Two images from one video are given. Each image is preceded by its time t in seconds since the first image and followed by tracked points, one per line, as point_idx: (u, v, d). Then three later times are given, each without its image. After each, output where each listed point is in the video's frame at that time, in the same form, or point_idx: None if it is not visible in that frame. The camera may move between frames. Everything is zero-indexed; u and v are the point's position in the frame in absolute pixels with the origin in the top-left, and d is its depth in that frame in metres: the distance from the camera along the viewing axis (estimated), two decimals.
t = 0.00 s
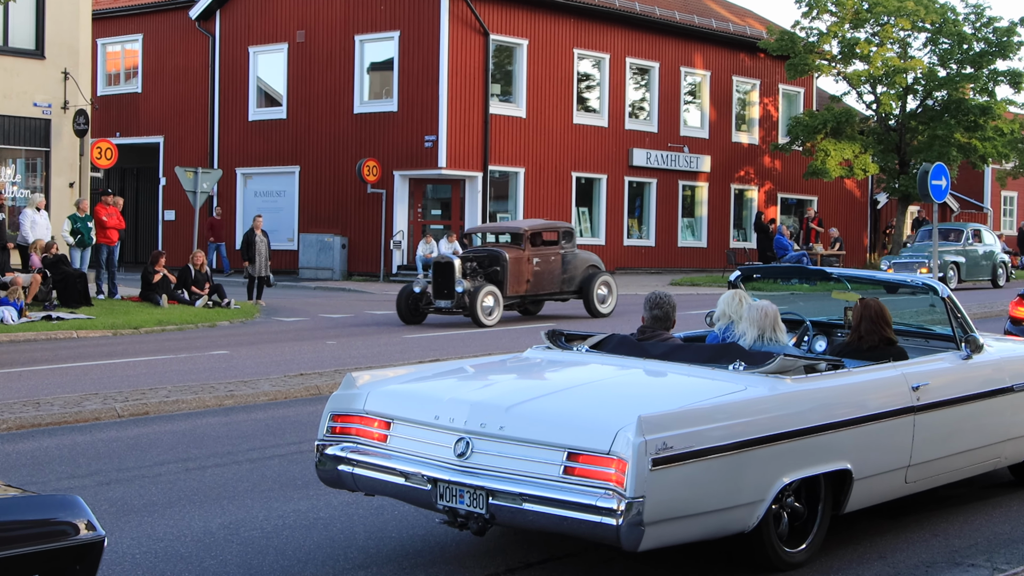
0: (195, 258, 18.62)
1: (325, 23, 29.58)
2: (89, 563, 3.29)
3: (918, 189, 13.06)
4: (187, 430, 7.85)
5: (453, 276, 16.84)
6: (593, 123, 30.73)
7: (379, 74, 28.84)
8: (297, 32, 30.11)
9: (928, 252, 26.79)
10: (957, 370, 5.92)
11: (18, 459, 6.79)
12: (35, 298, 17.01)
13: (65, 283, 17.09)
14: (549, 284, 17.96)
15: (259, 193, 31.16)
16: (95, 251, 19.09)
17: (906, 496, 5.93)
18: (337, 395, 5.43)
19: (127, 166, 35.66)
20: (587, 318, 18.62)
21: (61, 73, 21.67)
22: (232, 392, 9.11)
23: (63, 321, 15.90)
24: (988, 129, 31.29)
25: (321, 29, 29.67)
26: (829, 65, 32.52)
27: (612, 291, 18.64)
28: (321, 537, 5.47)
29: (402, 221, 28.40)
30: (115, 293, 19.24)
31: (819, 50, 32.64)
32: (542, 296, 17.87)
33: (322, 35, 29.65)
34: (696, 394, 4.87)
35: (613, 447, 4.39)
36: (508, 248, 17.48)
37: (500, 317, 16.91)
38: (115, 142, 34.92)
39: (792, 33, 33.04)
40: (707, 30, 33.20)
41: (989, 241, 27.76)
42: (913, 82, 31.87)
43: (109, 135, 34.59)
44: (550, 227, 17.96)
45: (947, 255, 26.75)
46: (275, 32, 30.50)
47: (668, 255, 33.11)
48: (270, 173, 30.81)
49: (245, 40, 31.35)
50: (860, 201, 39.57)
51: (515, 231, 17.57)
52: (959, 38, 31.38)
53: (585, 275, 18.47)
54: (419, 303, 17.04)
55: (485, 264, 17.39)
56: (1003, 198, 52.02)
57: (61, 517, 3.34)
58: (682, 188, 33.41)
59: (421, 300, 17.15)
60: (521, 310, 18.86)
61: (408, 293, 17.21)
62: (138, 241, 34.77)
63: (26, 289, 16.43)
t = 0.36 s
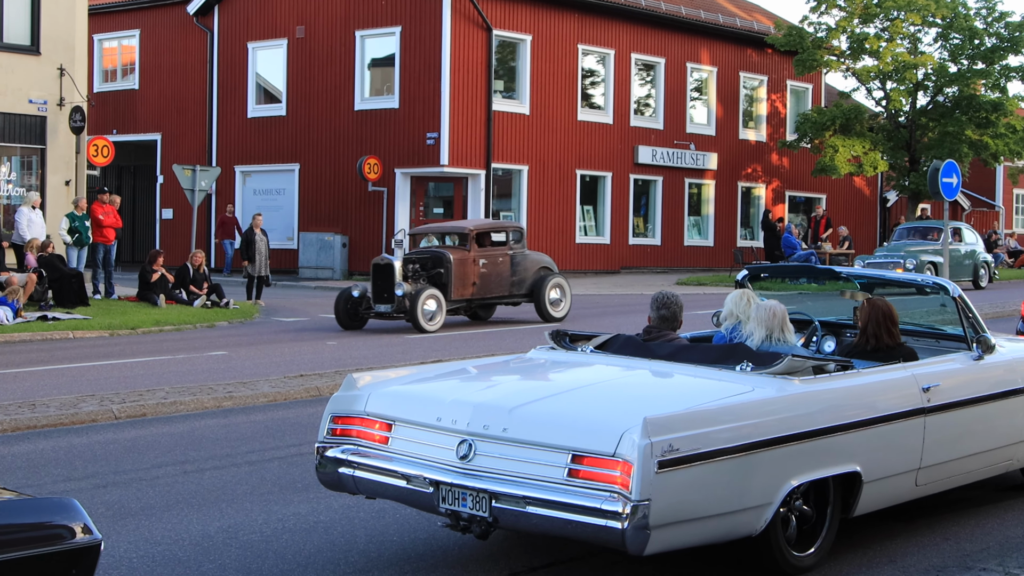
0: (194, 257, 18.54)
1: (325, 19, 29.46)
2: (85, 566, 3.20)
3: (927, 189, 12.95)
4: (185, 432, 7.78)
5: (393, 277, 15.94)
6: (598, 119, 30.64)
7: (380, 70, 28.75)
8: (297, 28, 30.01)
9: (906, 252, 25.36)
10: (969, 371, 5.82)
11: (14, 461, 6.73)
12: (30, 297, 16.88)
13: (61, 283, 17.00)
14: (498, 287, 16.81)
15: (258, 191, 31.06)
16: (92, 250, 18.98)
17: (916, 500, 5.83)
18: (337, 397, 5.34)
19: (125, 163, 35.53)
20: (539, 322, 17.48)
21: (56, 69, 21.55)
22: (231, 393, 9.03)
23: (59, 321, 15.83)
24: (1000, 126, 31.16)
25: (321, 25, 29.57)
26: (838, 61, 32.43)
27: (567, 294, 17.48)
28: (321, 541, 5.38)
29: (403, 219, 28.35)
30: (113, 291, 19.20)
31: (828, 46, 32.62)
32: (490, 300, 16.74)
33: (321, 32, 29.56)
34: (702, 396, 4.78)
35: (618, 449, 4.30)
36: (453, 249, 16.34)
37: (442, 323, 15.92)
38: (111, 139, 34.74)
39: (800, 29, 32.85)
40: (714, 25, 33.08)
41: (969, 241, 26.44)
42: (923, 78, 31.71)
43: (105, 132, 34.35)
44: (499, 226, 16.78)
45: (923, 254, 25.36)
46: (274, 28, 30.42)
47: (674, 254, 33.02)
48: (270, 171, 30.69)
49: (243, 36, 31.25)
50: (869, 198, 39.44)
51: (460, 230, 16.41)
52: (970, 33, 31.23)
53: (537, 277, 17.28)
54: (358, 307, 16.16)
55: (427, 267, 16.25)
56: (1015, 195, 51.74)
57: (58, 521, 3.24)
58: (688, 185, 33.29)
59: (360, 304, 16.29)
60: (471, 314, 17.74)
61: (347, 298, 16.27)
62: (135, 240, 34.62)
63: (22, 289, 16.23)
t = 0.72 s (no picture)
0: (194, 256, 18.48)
1: (327, 15, 29.39)
2: (84, 569, 3.12)
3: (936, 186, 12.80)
4: (185, 433, 7.72)
5: (328, 279, 15.05)
6: (603, 116, 30.54)
7: (382, 66, 28.68)
8: (298, 23, 29.94)
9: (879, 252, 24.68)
10: (980, 372, 5.74)
11: (10, 463, 6.67)
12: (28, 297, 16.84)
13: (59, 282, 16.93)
14: (442, 289, 15.96)
15: (258, 189, 31.02)
16: (90, 249, 18.89)
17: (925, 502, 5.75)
18: (339, 398, 5.26)
19: (124, 161, 35.42)
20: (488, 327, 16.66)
21: (54, 65, 21.49)
22: (231, 394, 8.97)
23: (57, 321, 15.79)
24: (1011, 122, 31.07)
25: (322, 22, 29.51)
26: (847, 56, 32.15)
27: (516, 296, 16.64)
28: (323, 543, 5.31)
29: (406, 216, 28.33)
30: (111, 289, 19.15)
31: (837, 41, 32.32)
32: (433, 303, 15.92)
33: (323, 29, 29.50)
34: (709, 396, 4.70)
35: (624, 450, 4.23)
36: (394, 250, 15.53)
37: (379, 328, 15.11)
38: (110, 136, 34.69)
39: (809, 24, 32.84)
40: (722, 20, 32.95)
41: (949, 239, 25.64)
42: (934, 73, 31.56)
43: (104, 129, 34.34)
44: (443, 225, 15.94)
45: (896, 255, 24.57)
46: (275, 24, 30.34)
47: (680, 253, 32.97)
48: (270, 168, 30.65)
49: (243, 32, 31.19)
50: (878, 196, 39.43)
51: (401, 229, 15.58)
52: (982, 28, 31.08)
53: (484, 279, 16.47)
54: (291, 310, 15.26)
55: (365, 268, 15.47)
56: None
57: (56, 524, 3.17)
58: (695, 183, 33.20)
59: (294, 308, 15.41)
60: (417, 317, 16.90)
61: (279, 301, 15.38)
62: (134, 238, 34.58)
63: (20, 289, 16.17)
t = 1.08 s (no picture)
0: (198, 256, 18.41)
1: (333, 12, 29.36)
2: (86, 572, 3.07)
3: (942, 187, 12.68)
4: (190, 433, 7.68)
5: (260, 282, 14.23)
6: (612, 113, 30.48)
7: (388, 63, 28.63)
8: (304, 20, 29.87)
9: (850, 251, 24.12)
10: (993, 372, 5.67)
11: (12, 463, 6.63)
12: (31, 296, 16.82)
13: (61, 281, 16.86)
14: (383, 292, 15.05)
15: (264, 186, 30.99)
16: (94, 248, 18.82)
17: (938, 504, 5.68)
18: (345, 398, 5.20)
19: (128, 159, 35.42)
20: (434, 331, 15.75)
21: (57, 62, 21.45)
22: (236, 394, 8.93)
23: (60, 320, 15.77)
24: None
25: (328, 19, 29.46)
26: (859, 52, 32.09)
27: (462, 299, 15.73)
28: (329, 545, 5.26)
29: (413, 214, 28.30)
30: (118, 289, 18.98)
31: (848, 37, 32.21)
32: (374, 307, 15.02)
33: (328, 26, 29.45)
34: (719, 396, 4.64)
35: (633, 451, 4.17)
36: (331, 250, 14.65)
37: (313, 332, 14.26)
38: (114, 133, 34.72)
39: (819, 20, 32.64)
40: (732, 16, 32.86)
41: (925, 238, 25.03)
42: (947, 70, 31.42)
43: (108, 126, 34.38)
44: (384, 224, 15.01)
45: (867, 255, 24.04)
46: (280, 20, 30.31)
47: (689, 252, 32.87)
48: (275, 166, 30.63)
49: (249, 28, 31.15)
50: (890, 193, 39.32)
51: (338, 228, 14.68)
52: (995, 24, 30.97)
53: (429, 281, 15.52)
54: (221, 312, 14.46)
55: (301, 269, 14.62)
56: None
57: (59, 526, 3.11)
58: (704, 180, 33.11)
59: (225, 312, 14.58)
60: (359, 321, 15.99)
61: (210, 304, 14.55)
62: (138, 236, 34.60)
63: (21, 287, 16.28)
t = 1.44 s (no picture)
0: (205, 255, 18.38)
1: (341, 10, 29.36)
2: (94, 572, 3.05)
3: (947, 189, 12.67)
4: (198, 433, 7.65)
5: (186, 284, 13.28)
6: (622, 111, 30.43)
7: (397, 60, 28.62)
8: (312, 17, 29.88)
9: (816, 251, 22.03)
10: (1005, 371, 5.63)
11: (21, 461, 6.63)
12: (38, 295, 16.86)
13: (69, 279, 16.91)
14: (320, 295, 14.24)
15: (272, 185, 30.98)
16: (102, 246, 18.77)
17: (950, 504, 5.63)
18: (354, 397, 5.18)
19: (135, 157, 35.46)
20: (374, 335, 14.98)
21: (65, 60, 21.46)
22: (244, 394, 8.90)
23: (67, 320, 15.78)
24: None
25: (337, 16, 29.46)
26: (871, 50, 32.02)
27: (405, 302, 14.98)
28: (337, 545, 5.24)
29: (422, 214, 28.30)
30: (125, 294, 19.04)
31: (859, 35, 32.16)
32: (310, 311, 14.21)
33: (337, 24, 29.45)
34: (730, 396, 4.60)
35: (643, 451, 4.14)
36: (264, 250, 13.82)
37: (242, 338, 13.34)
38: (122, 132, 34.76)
39: (831, 17, 32.51)
40: (743, 14, 32.78)
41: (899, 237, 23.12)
42: (960, 67, 31.30)
43: (116, 125, 34.43)
44: (322, 223, 14.22)
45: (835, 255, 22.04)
46: (288, 18, 30.32)
47: (699, 249, 32.83)
48: (284, 164, 30.62)
49: (258, 26, 31.15)
50: (902, 191, 39.20)
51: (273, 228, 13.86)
52: (1008, 21, 30.83)
53: (369, 284, 14.74)
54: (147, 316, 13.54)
55: (233, 271, 13.74)
56: None
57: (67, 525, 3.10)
58: (715, 179, 33.05)
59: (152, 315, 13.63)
60: (297, 325, 15.21)
61: (136, 308, 13.61)
62: (145, 236, 34.66)
63: (28, 287, 15.97)
